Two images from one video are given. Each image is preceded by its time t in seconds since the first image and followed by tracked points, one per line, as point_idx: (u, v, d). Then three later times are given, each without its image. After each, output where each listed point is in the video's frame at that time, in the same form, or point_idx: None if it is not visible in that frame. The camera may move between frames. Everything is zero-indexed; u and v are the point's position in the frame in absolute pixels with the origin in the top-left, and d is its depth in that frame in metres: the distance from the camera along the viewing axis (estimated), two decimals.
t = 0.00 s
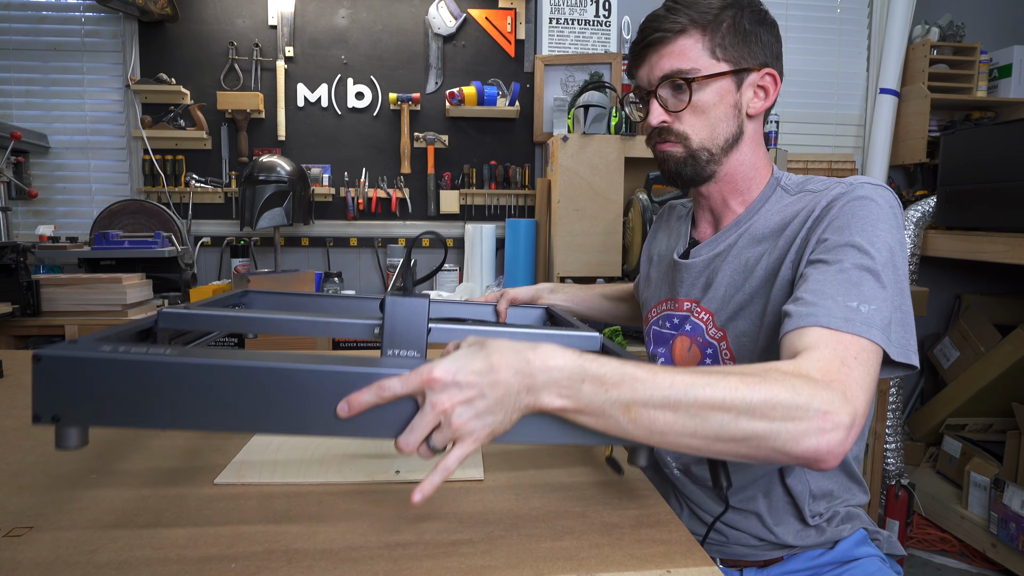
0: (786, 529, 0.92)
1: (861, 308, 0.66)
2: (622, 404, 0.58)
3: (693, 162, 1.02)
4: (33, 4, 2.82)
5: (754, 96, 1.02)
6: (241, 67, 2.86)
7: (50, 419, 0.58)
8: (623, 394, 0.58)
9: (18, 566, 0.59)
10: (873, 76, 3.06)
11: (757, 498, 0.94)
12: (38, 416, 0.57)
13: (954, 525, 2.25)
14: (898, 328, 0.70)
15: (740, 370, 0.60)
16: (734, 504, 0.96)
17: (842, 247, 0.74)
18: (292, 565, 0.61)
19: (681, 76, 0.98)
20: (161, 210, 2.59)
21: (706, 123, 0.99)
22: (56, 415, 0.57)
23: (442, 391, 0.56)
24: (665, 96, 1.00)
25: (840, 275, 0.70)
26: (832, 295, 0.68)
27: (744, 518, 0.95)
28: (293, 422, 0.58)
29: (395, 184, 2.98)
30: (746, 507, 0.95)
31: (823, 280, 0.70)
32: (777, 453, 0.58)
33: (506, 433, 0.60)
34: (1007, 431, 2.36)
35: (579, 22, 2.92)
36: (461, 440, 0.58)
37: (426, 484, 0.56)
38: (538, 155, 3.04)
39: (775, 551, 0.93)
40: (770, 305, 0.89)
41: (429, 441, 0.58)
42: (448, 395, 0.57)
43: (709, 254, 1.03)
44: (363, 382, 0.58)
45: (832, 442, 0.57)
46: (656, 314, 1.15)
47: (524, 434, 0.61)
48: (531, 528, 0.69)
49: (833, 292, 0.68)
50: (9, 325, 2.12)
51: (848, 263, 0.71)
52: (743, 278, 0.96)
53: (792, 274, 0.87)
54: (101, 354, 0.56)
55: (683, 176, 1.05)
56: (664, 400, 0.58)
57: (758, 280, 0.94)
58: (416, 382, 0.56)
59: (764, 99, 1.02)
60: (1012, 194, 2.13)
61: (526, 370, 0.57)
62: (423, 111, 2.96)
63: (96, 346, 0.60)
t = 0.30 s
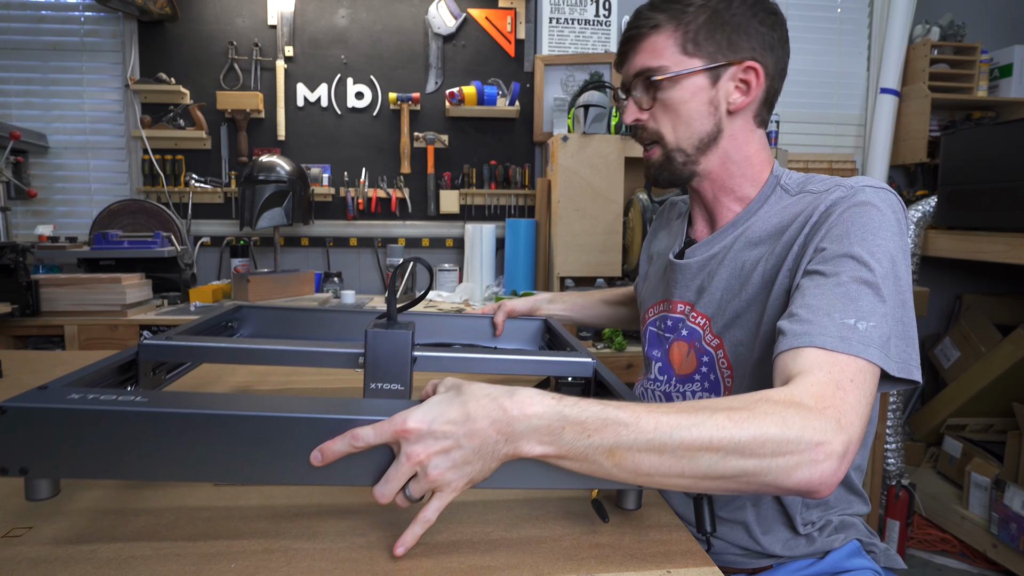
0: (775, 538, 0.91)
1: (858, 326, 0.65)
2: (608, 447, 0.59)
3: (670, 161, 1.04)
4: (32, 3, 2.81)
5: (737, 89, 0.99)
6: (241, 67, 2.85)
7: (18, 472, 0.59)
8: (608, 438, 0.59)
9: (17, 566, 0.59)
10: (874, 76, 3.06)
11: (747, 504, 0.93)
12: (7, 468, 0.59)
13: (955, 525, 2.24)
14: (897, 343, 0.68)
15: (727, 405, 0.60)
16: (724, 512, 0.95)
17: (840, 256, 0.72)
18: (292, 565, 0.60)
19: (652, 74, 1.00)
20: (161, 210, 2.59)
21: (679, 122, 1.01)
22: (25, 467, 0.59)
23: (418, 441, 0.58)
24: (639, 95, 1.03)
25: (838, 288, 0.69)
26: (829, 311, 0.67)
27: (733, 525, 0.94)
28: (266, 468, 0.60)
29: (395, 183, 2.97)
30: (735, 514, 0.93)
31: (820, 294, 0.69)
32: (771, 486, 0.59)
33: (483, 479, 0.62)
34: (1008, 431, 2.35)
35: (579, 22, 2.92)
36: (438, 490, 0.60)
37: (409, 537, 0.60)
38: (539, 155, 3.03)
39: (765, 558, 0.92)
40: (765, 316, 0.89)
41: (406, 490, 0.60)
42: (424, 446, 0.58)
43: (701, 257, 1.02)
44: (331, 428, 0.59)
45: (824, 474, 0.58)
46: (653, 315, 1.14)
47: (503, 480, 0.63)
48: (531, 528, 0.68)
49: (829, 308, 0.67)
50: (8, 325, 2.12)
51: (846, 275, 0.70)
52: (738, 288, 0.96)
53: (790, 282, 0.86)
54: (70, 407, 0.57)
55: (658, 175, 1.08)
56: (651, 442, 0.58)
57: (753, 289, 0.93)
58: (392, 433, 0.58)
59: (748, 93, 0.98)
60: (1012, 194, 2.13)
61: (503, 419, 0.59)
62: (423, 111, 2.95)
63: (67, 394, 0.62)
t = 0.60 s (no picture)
0: (762, 542, 0.91)
1: (852, 331, 0.65)
2: (599, 467, 0.59)
3: (655, 177, 1.02)
4: (32, 3, 2.81)
5: (703, 92, 0.96)
6: (241, 67, 2.85)
7: (5, 504, 0.60)
8: (599, 457, 0.59)
9: (17, 565, 0.59)
10: (873, 76, 3.06)
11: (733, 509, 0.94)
12: None
13: (954, 525, 2.24)
14: (892, 346, 0.68)
15: (718, 420, 0.60)
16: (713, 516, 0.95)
17: (832, 260, 0.72)
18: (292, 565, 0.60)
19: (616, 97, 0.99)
20: (161, 210, 2.59)
21: (653, 138, 0.99)
22: (12, 499, 0.59)
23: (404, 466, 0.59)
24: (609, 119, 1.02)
25: (830, 293, 0.69)
26: (821, 317, 0.66)
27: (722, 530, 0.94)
28: (254, 493, 0.60)
29: (394, 183, 2.97)
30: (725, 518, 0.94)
31: (813, 299, 0.69)
32: (767, 499, 0.59)
33: (474, 502, 0.62)
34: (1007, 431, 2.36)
35: (579, 23, 2.92)
36: (427, 513, 0.60)
37: (388, 549, 0.59)
38: (538, 155, 3.03)
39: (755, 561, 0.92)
40: (757, 321, 0.89)
41: (396, 515, 0.61)
42: (412, 470, 0.59)
43: (692, 259, 1.02)
44: (316, 451, 0.60)
45: (819, 488, 0.58)
46: (645, 317, 1.15)
47: (492, 501, 0.63)
48: (531, 529, 0.68)
49: (822, 314, 0.67)
50: (8, 325, 2.13)
51: (838, 279, 0.70)
52: (730, 292, 0.96)
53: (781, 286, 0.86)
54: (55, 437, 0.58)
55: (645, 192, 1.06)
56: (643, 459, 0.58)
57: (746, 293, 0.93)
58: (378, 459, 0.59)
59: (715, 94, 0.96)
60: (1012, 194, 2.12)
61: (490, 441, 0.59)
62: (423, 111, 2.95)
63: (55, 423, 0.62)
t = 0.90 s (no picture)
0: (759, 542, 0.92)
1: (851, 330, 0.66)
2: (604, 472, 0.59)
3: (658, 190, 1.01)
4: (32, 3, 2.81)
5: (685, 98, 0.95)
6: (241, 67, 2.86)
7: (11, 527, 0.59)
8: (603, 461, 0.59)
9: (19, 566, 0.59)
10: (873, 76, 3.06)
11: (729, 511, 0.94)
12: None
13: (954, 525, 2.24)
14: (890, 343, 0.68)
15: (720, 423, 0.60)
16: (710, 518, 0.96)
17: (828, 259, 0.72)
18: (292, 565, 0.60)
19: (601, 121, 0.98)
20: (161, 210, 2.59)
21: (646, 154, 0.98)
22: (18, 522, 0.59)
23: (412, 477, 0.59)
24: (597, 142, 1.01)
25: (827, 293, 0.69)
26: (819, 317, 0.67)
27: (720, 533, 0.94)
28: (259, 508, 0.60)
29: (394, 183, 2.98)
30: (721, 519, 0.95)
31: (809, 299, 0.69)
32: (771, 500, 0.59)
33: (481, 510, 0.63)
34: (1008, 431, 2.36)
35: (579, 23, 2.92)
36: (434, 522, 0.61)
37: (390, 552, 0.60)
38: (538, 155, 3.04)
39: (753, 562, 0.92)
40: (755, 321, 0.89)
41: (403, 524, 0.61)
42: (418, 481, 0.59)
43: (687, 259, 1.02)
44: (322, 467, 0.60)
45: (824, 488, 0.58)
46: (640, 317, 1.15)
47: (498, 510, 0.64)
48: (531, 528, 0.69)
49: (820, 315, 0.67)
50: (9, 326, 2.13)
51: (834, 279, 0.70)
52: (726, 292, 0.96)
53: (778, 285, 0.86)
54: (60, 459, 0.58)
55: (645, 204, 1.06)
56: (651, 461, 0.58)
57: (743, 293, 0.93)
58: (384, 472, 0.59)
59: (696, 99, 0.94)
60: (1012, 194, 2.12)
61: (495, 450, 0.60)
62: (423, 111, 2.95)
63: (60, 445, 0.62)
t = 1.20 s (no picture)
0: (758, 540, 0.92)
1: (848, 319, 0.66)
2: (605, 464, 0.58)
3: (665, 186, 0.99)
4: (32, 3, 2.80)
5: (694, 93, 0.95)
6: (241, 67, 2.86)
7: (12, 529, 0.59)
8: (604, 453, 0.58)
9: (19, 566, 0.59)
10: (873, 76, 3.06)
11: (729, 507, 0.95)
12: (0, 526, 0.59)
13: (954, 525, 2.24)
14: (887, 332, 0.68)
15: (720, 407, 0.61)
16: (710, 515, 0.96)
17: (823, 251, 0.73)
18: (292, 565, 0.61)
19: (610, 114, 0.94)
20: (161, 210, 2.59)
21: (655, 149, 0.96)
22: (18, 524, 0.59)
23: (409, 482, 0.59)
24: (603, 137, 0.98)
25: (824, 283, 0.69)
26: (817, 308, 0.67)
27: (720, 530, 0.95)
28: (260, 510, 0.60)
29: (395, 183, 2.98)
30: (720, 517, 0.95)
31: (806, 291, 0.69)
32: (771, 483, 0.58)
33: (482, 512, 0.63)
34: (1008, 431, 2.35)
35: (579, 23, 2.92)
36: (435, 524, 0.61)
37: (390, 552, 0.60)
38: (539, 155, 3.04)
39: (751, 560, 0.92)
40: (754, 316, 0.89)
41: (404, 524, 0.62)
42: (419, 482, 0.60)
43: (684, 257, 1.02)
44: (322, 469, 0.60)
45: (827, 469, 0.58)
46: (635, 316, 1.15)
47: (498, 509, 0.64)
48: (532, 528, 0.69)
49: (818, 304, 0.67)
50: (9, 325, 2.13)
51: (835, 268, 0.70)
52: (723, 289, 0.96)
53: (774, 279, 0.86)
54: (59, 462, 0.58)
55: (649, 202, 1.04)
56: (652, 452, 0.58)
57: (740, 290, 0.94)
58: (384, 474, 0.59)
59: (705, 94, 0.95)
60: (1012, 194, 2.13)
61: (495, 451, 0.60)
62: (423, 111, 2.96)
63: (60, 447, 0.62)
